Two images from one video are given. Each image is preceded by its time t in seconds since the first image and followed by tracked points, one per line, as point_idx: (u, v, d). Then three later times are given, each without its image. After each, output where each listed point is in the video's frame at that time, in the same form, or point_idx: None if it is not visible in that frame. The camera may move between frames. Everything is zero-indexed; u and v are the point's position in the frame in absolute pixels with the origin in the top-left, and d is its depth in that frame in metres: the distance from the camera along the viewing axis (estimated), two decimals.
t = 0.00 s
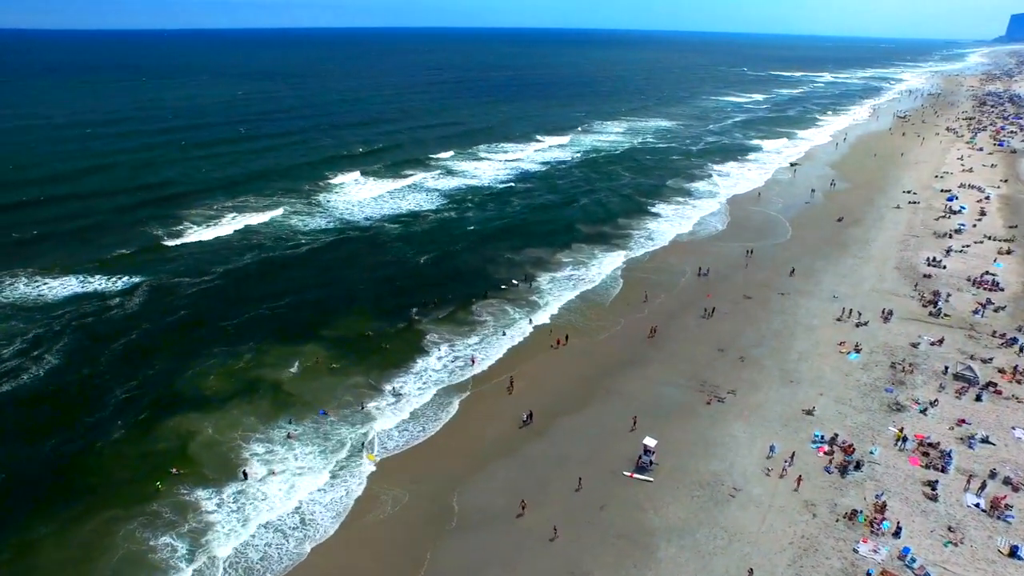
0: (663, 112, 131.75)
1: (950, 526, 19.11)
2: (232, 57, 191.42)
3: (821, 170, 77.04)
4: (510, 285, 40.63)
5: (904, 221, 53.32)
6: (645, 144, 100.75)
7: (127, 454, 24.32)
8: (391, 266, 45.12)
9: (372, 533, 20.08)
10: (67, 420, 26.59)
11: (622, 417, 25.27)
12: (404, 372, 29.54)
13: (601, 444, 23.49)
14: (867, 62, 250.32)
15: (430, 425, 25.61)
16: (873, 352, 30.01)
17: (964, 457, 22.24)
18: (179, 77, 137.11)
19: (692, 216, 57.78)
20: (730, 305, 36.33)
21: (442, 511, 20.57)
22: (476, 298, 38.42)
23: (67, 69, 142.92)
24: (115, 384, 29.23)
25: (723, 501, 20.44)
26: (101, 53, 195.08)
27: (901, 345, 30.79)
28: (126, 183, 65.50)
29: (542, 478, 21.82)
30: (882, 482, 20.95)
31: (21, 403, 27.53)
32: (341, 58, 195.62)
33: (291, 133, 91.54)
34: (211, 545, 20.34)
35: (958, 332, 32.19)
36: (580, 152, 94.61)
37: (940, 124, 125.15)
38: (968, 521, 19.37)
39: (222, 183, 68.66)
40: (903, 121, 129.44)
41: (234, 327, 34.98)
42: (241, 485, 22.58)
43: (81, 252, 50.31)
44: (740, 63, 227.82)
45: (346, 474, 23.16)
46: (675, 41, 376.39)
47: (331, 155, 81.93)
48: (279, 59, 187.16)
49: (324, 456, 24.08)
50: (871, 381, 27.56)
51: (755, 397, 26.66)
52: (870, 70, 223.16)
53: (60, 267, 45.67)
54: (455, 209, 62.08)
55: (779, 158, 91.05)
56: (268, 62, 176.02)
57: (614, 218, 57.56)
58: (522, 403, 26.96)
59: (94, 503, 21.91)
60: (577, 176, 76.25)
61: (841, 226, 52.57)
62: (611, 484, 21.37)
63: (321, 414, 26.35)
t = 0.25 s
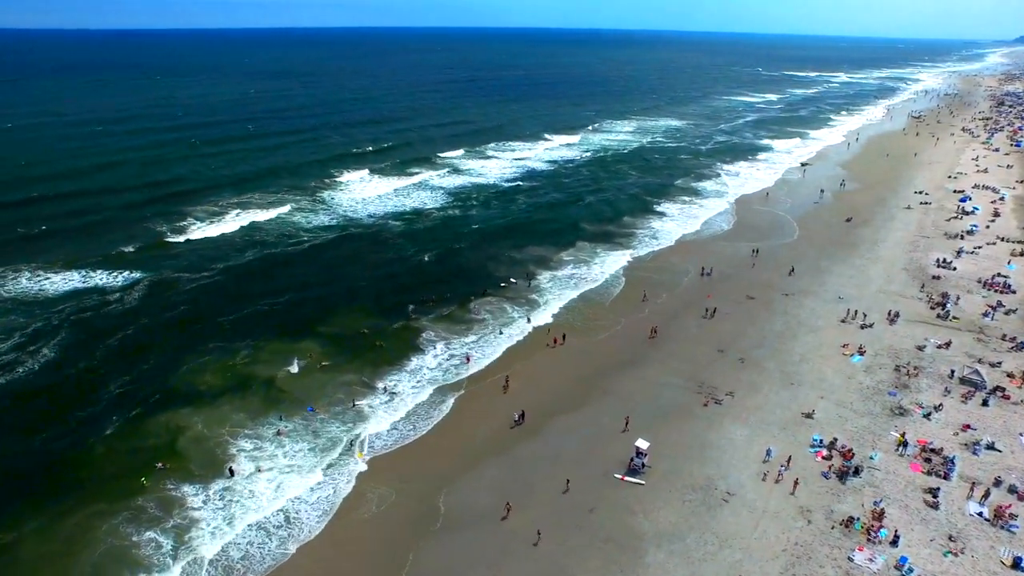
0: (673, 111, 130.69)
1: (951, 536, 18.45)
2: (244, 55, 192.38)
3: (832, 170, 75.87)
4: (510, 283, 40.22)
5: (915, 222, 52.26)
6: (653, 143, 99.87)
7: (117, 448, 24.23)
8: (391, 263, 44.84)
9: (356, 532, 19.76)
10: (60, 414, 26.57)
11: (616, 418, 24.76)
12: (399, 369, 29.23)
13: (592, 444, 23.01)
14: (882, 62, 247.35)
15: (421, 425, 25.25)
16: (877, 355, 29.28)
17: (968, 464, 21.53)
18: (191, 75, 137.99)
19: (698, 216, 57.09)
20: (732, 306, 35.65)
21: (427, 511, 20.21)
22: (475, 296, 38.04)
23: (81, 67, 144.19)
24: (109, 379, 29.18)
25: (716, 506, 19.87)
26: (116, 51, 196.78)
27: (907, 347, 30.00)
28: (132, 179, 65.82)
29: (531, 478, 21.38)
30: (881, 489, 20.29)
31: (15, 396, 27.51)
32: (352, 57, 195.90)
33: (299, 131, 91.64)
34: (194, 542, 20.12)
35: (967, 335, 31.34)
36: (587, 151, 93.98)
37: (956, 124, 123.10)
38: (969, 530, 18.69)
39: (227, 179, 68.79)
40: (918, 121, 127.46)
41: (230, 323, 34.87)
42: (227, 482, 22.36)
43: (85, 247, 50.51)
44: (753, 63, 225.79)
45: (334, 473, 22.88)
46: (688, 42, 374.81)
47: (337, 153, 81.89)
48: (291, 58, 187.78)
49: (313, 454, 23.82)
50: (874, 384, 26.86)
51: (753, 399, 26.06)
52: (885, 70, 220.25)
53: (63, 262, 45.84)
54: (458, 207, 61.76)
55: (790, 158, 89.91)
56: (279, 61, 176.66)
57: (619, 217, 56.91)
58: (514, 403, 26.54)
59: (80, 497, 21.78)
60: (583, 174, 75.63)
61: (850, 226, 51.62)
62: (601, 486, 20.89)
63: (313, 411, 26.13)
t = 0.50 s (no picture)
0: (683, 111, 129.61)
1: (950, 545, 17.81)
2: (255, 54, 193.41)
3: (842, 170, 74.69)
4: (509, 281, 39.80)
5: (925, 222, 51.21)
6: (662, 143, 99.00)
7: (106, 443, 24.13)
8: (391, 260, 44.57)
9: (338, 531, 19.45)
10: (52, 408, 26.51)
11: (609, 418, 24.26)
12: (392, 367, 28.93)
13: (583, 445, 22.56)
14: (898, 62, 244.20)
15: (411, 423, 24.91)
16: (881, 357, 28.56)
17: (971, 470, 20.84)
18: (202, 74, 138.77)
19: (704, 215, 56.35)
20: (734, 306, 34.99)
21: (411, 511, 19.84)
22: (473, 293, 37.65)
23: (94, 66, 145.62)
24: (102, 374, 29.12)
25: (707, 510, 19.33)
26: (132, 51, 198.87)
27: (912, 350, 29.23)
28: (139, 176, 66.13)
29: (517, 479, 20.95)
30: (879, 496, 19.66)
31: (8, 389, 27.51)
32: (363, 56, 196.28)
33: (306, 128, 91.73)
34: (176, 538, 19.91)
35: (974, 338, 30.50)
36: (595, 150, 93.33)
37: (972, 125, 120.98)
38: (970, 539, 18.03)
39: (233, 176, 68.91)
40: (933, 121, 125.43)
41: (226, 319, 34.74)
42: (213, 478, 22.17)
43: (89, 243, 50.71)
44: (766, 63, 223.81)
45: (321, 470, 22.61)
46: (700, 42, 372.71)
47: (343, 150, 81.85)
48: (301, 57, 188.48)
49: (301, 452, 23.57)
50: (876, 387, 26.17)
51: (751, 401, 25.48)
52: (901, 70, 217.31)
53: (65, 257, 46.02)
54: (462, 204, 61.42)
55: (800, 157, 88.74)
56: (291, 60, 177.33)
57: (623, 215, 56.29)
58: (506, 403, 26.14)
59: (66, 490, 21.67)
60: (589, 173, 75.02)
61: (858, 226, 50.67)
62: (590, 488, 20.41)
63: (303, 408, 25.89)
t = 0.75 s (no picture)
0: (692, 110, 128.49)
1: (947, 554, 17.20)
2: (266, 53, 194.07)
3: (851, 169, 73.54)
4: (507, 278, 39.37)
5: (935, 222, 50.18)
6: (670, 142, 98.16)
7: (94, 438, 24.04)
8: (390, 257, 44.33)
9: (319, 530, 19.15)
10: (43, 403, 26.48)
11: (600, 418, 23.80)
12: (385, 364, 28.63)
13: (571, 445, 22.11)
14: (913, 63, 241.09)
15: (400, 423, 24.59)
16: (883, 359, 27.86)
17: (972, 476, 20.16)
18: (213, 73, 139.62)
19: (709, 214, 55.62)
20: (734, 305, 34.32)
21: (393, 511, 19.50)
22: (470, 291, 37.26)
23: (107, 64, 146.83)
24: (95, 369, 29.08)
25: (696, 514, 18.82)
26: (146, 50, 200.53)
27: (916, 353, 28.48)
28: (145, 172, 66.40)
29: (503, 479, 20.55)
30: (875, 502, 19.06)
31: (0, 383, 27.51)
32: (373, 55, 196.58)
33: (313, 126, 91.82)
34: (157, 534, 19.67)
35: (981, 340, 29.67)
36: (602, 148, 92.67)
37: (988, 125, 118.92)
38: (968, 548, 17.40)
39: (238, 173, 69.02)
40: (948, 122, 123.42)
41: (222, 315, 34.64)
42: (198, 474, 21.98)
43: (92, 238, 50.91)
44: (777, 63, 221.73)
45: (307, 469, 22.36)
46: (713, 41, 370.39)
47: (348, 148, 81.77)
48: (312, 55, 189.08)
49: (288, 449, 23.32)
50: (877, 390, 25.49)
51: (747, 402, 24.90)
52: (916, 70, 214.40)
53: (67, 252, 46.20)
54: (465, 202, 61.08)
55: (810, 157, 87.55)
56: (301, 59, 177.96)
57: (626, 214, 55.67)
58: (497, 401, 25.74)
59: (51, 485, 21.56)
60: (594, 171, 74.38)
61: (866, 226, 49.77)
62: (577, 490, 19.97)
63: (293, 406, 25.65)
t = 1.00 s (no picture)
0: (701, 109, 127.38)
1: (942, 563, 16.59)
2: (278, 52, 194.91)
3: (861, 169, 72.38)
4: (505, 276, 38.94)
5: (944, 223, 49.19)
6: (678, 140, 97.31)
7: (80, 433, 23.90)
8: (389, 254, 44.06)
9: (298, 529, 18.86)
10: (32, 397, 26.40)
11: (591, 418, 23.34)
12: (376, 362, 28.32)
13: (559, 446, 21.67)
14: (928, 63, 238.10)
15: (388, 421, 24.25)
16: (884, 361, 27.17)
17: (972, 482, 19.50)
18: (223, 71, 140.31)
19: (713, 212, 54.90)
20: (734, 305, 33.66)
21: (374, 511, 19.18)
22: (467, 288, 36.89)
23: (119, 63, 148.02)
24: (87, 364, 29.01)
25: (684, 518, 18.29)
26: (159, 49, 202.10)
27: (919, 355, 27.73)
28: (149, 169, 66.60)
29: (487, 480, 20.16)
30: (869, 508, 18.45)
31: None
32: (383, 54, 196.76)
33: (319, 124, 91.86)
34: (137, 529, 19.42)
35: (987, 342, 28.86)
36: (608, 147, 92.01)
37: (1004, 125, 116.92)
38: (965, 557, 16.77)
39: (242, 169, 69.10)
40: (963, 122, 121.49)
41: (216, 311, 34.52)
42: (181, 469, 21.75)
43: (94, 234, 51.06)
44: (789, 64, 219.76)
45: (292, 466, 22.06)
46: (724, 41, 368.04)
47: (353, 146, 81.67)
48: (322, 55, 189.62)
49: (274, 446, 23.06)
50: (877, 393, 24.82)
51: (743, 403, 24.31)
52: (931, 71, 211.59)
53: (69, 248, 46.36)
54: (467, 200, 60.71)
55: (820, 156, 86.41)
56: (311, 58, 178.40)
57: (629, 213, 55.03)
58: (487, 400, 25.35)
59: (34, 479, 21.40)
60: (599, 170, 73.71)
61: (873, 225, 48.88)
62: (563, 492, 19.51)
63: (281, 402, 25.41)
